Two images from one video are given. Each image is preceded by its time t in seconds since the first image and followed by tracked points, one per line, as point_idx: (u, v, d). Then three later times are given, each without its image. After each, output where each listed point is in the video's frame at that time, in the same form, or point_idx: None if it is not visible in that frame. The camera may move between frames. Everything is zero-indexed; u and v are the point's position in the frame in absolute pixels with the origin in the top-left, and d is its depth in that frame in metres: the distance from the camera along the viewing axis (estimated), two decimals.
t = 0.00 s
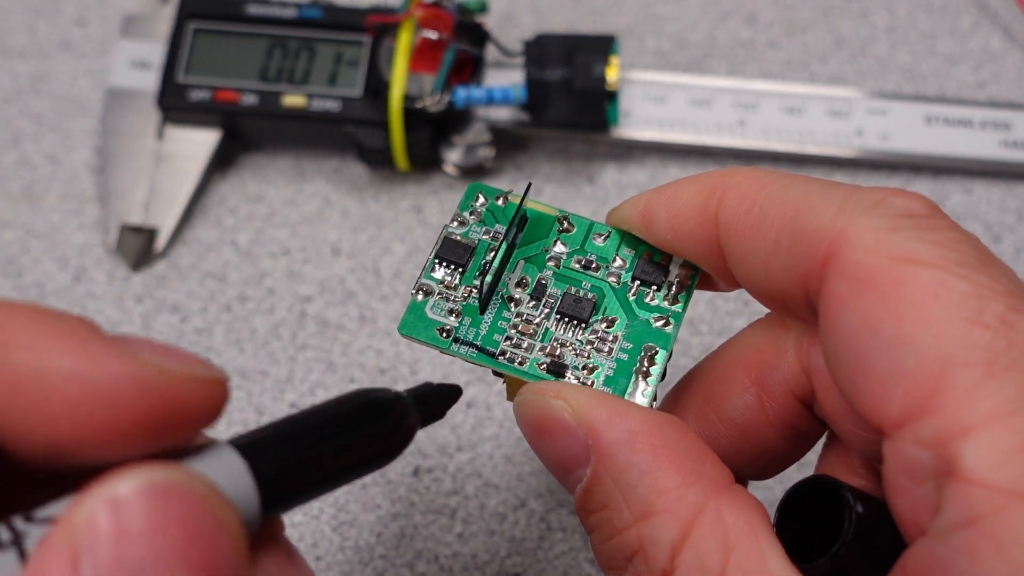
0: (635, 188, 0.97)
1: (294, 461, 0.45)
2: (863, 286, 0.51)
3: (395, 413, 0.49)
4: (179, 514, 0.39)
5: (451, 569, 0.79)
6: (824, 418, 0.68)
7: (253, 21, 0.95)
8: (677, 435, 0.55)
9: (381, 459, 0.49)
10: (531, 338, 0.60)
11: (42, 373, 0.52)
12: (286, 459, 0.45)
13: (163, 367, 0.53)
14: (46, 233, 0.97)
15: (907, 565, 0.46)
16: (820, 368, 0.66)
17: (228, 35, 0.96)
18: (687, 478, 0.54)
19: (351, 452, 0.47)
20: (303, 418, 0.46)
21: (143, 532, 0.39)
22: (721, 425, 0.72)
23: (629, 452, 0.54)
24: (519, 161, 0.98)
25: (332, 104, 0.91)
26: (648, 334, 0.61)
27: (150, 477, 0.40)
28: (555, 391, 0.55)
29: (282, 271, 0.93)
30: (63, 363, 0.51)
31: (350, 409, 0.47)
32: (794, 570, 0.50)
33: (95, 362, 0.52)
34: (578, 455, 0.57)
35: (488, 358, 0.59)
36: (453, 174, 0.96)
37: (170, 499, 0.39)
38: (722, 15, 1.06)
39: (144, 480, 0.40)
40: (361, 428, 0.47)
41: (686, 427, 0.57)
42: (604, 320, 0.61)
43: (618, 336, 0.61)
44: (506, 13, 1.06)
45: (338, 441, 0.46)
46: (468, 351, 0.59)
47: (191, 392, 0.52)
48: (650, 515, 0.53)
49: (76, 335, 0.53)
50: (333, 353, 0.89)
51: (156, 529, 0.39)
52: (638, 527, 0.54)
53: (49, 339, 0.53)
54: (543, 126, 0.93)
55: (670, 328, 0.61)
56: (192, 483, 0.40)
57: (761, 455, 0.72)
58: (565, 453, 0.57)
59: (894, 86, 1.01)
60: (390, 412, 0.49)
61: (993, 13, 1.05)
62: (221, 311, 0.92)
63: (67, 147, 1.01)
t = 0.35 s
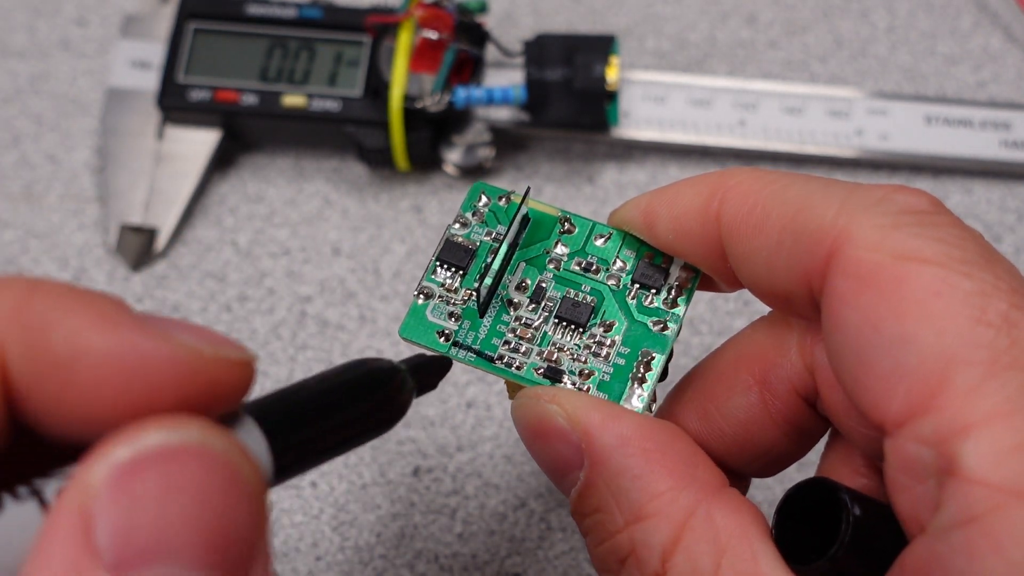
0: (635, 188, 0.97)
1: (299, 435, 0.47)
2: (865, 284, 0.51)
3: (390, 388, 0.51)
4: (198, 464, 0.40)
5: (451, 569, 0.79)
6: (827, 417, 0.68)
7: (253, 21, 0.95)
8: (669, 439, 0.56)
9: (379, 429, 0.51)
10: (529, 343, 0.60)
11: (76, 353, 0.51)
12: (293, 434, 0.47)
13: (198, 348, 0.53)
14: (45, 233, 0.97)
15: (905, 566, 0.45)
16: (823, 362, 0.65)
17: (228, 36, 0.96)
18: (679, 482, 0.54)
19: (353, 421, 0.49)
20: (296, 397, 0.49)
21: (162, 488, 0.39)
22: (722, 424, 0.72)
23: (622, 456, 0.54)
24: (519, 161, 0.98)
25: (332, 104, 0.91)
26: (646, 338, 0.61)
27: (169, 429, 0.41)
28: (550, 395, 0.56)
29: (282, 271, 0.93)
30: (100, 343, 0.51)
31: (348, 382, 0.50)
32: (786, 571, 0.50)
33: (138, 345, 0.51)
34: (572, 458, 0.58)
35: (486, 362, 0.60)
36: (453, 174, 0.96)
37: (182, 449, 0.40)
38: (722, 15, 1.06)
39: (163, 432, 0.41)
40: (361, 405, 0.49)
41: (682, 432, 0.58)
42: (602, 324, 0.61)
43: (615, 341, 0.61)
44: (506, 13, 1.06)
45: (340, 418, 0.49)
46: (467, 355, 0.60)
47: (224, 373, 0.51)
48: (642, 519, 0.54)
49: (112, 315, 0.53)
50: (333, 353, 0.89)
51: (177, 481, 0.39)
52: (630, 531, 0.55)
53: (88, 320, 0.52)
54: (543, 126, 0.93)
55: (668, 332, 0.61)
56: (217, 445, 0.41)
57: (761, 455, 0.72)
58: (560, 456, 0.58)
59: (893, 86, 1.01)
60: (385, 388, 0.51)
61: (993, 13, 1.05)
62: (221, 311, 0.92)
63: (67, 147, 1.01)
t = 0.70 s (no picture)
0: (635, 188, 0.97)
1: (372, 442, 0.45)
2: (868, 284, 0.50)
3: (452, 382, 0.49)
4: (328, 545, 0.41)
5: (451, 569, 0.79)
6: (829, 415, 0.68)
7: (253, 21, 0.95)
8: (658, 448, 0.57)
9: (453, 419, 0.49)
10: (526, 350, 0.61)
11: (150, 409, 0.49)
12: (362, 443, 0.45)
13: (269, 395, 0.50)
14: (45, 233, 0.97)
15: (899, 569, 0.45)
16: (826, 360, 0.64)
17: (228, 36, 0.95)
18: (664, 490, 0.55)
19: (418, 421, 0.47)
20: (352, 407, 0.46)
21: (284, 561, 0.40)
22: (725, 421, 0.72)
23: (608, 463, 0.56)
24: (519, 161, 0.98)
25: (332, 104, 0.91)
26: (641, 348, 0.62)
27: (282, 512, 0.40)
28: (541, 405, 0.58)
29: (282, 271, 0.93)
30: (171, 400, 0.49)
31: (399, 389, 0.47)
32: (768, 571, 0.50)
33: (206, 392, 0.49)
34: (563, 466, 0.59)
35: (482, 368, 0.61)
36: (453, 174, 0.96)
37: (315, 533, 0.40)
38: (722, 15, 1.05)
39: (281, 517, 0.40)
40: (425, 403, 0.47)
41: (673, 441, 0.59)
42: (598, 332, 0.62)
43: (610, 350, 0.61)
44: (506, 12, 1.06)
45: (404, 421, 0.46)
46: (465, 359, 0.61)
47: (294, 414, 0.48)
48: (626, 527, 0.55)
49: (179, 359, 0.50)
50: (333, 353, 0.89)
51: (310, 560, 0.41)
52: (615, 538, 0.56)
53: (153, 365, 0.50)
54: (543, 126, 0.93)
55: (664, 342, 0.61)
56: (319, 519, 0.41)
57: (764, 452, 0.72)
58: (553, 464, 0.60)
59: (894, 86, 1.01)
60: (449, 382, 0.49)
61: (993, 13, 1.04)
62: (221, 311, 0.92)
63: (66, 146, 1.01)
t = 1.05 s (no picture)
0: (635, 188, 0.97)
1: (383, 409, 0.46)
2: (864, 287, 0.50)
3: (456, 354, 0.50)
4: (354, 513, 0.43)
5: (451, 569, 0.79)
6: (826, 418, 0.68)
7: (254, 21, 0.95)
8: (653, 451, 0.57)
9: (460, 387, 0.51)
10: (522, 354, 0.62)
11: (183, 386, 0.50)
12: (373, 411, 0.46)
13: (297, 371, 0.51)
14: (45, 233, 0.97)
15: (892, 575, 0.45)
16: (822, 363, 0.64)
17: (228, 36, 0.95)
18: (659, 494, 0.55)
19: (424, 391, 0.48)
20: (358, 383, 0.47)
21: (319, 528, 0.42)
22: (722, 424, 0.72)
23: (602, 468, 0.56)
24: (519, 162, 0.98)
25: (332, 104, 0.91)
26: (637, 352, 0.61)
27: (309, 485, 0.41)
28: (536, 409, 0.58)
29: (282, 271, 0.93)
30: (207, 382, 0.49)
31: (398, 364, 0.47)
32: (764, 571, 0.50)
33: (236, 372, 0.50)
34: (559, 470, 0.60)
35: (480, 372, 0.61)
36: (453, 174, 0.96)
37: (343, 503, 0.42)
38: (722, 15, 1.05)
39: (311, 490, 0.41)
40: (430, 372, 0.48)
41: (669, 445, 0.59)
42: (594, 337, 0.62)
43: (606, 354, 0.61)
44: (506, 13, 1.06)
45: (411, 390, 0.47)
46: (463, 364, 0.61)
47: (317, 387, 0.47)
48: (621, 531, 0.56)
49: (207, 343, 0.51)
50: (333, 353, 0.89)
51: (337, 530, 0.43)
52: (609, 542, 0.56)
53: (182, 349, 0.50)
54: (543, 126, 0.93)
55: (659, 347, 0.61)
56: (345, 490, 0.43)
57: (763, 453, 0.72)
58: (549, 469, 0.61)
59: (894, 86, 1.01)
60: (455, 353, 0.50)
61: (993, 13, 1.05)
62: (221, 311, 0.92)
63: (66, 146, 1.01)
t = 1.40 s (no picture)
0: (635, 188, 0.97)
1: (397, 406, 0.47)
2: (863, 288, 0.50)
3: (466, 352, 0.51)
4: (376, 514, 0.45)
5: (451, 569, 0.79)
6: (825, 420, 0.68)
7: (254, 21, 0.95)
8: (649, 454, 0.57)
9: (468, 386, 0.52)
10: (520, 357, 0.62)
11: (212, 388, 0.50)
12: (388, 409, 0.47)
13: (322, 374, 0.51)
14: (45, 233, 0.97)
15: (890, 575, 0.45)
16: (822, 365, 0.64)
17: (228, 36, 0.95)
18: (655, 497, 0.55)
19: (432, 391, 0.49)
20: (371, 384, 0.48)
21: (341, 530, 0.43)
22: (720, 428, 0.72)
23: (599, 471, 0.56)
24: (519, 161, 0.98)
25: (332, 104, 0.90)
26: (635, 356, 0.61)
27: (336, 487, 0.43)
28: (532, 413, 0.58)
29: (282, 271, 0.93)
30: (236, 383, 0.50)
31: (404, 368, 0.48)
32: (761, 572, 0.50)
33: (264, 376, 0.51)
34: (556, 475, 0.60)
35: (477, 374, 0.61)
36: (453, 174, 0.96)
37: (365, 504, 0.44)
38: (722, 15, 1.05)
39: (338, 493, 0.43)
40: (439, 371, 0.49)
41: (665, 447, 0.59)
42: (592, 341, 0.62)
43: (604, 358, 0.62)
44: (506, 12, 1.05)
45: (422, 386, 0.48)
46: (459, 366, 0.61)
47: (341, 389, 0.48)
48: (618, 534, 0.56)
49: (235, 348, 0.52)
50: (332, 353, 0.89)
51: (361, 531, 0.45)
52: (607, 545, 0.57)
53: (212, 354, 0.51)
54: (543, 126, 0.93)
55: (657, 352, 0.61)
56: (364, 493, 0.44)
57: (761, 456, 0.72)
58: (546, 473, 0.61)
59: (894, 86, 1.01)
60: (463, 353, 0.51)
61: (993, 13, 1.04)
62: (221, 311, 0.92)
63: (66, 146, 1.01)
